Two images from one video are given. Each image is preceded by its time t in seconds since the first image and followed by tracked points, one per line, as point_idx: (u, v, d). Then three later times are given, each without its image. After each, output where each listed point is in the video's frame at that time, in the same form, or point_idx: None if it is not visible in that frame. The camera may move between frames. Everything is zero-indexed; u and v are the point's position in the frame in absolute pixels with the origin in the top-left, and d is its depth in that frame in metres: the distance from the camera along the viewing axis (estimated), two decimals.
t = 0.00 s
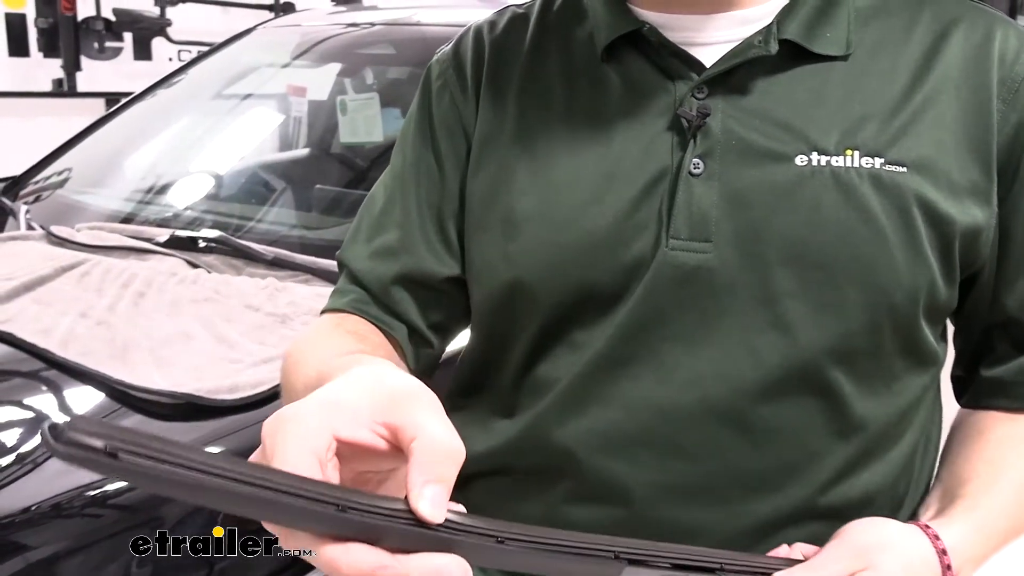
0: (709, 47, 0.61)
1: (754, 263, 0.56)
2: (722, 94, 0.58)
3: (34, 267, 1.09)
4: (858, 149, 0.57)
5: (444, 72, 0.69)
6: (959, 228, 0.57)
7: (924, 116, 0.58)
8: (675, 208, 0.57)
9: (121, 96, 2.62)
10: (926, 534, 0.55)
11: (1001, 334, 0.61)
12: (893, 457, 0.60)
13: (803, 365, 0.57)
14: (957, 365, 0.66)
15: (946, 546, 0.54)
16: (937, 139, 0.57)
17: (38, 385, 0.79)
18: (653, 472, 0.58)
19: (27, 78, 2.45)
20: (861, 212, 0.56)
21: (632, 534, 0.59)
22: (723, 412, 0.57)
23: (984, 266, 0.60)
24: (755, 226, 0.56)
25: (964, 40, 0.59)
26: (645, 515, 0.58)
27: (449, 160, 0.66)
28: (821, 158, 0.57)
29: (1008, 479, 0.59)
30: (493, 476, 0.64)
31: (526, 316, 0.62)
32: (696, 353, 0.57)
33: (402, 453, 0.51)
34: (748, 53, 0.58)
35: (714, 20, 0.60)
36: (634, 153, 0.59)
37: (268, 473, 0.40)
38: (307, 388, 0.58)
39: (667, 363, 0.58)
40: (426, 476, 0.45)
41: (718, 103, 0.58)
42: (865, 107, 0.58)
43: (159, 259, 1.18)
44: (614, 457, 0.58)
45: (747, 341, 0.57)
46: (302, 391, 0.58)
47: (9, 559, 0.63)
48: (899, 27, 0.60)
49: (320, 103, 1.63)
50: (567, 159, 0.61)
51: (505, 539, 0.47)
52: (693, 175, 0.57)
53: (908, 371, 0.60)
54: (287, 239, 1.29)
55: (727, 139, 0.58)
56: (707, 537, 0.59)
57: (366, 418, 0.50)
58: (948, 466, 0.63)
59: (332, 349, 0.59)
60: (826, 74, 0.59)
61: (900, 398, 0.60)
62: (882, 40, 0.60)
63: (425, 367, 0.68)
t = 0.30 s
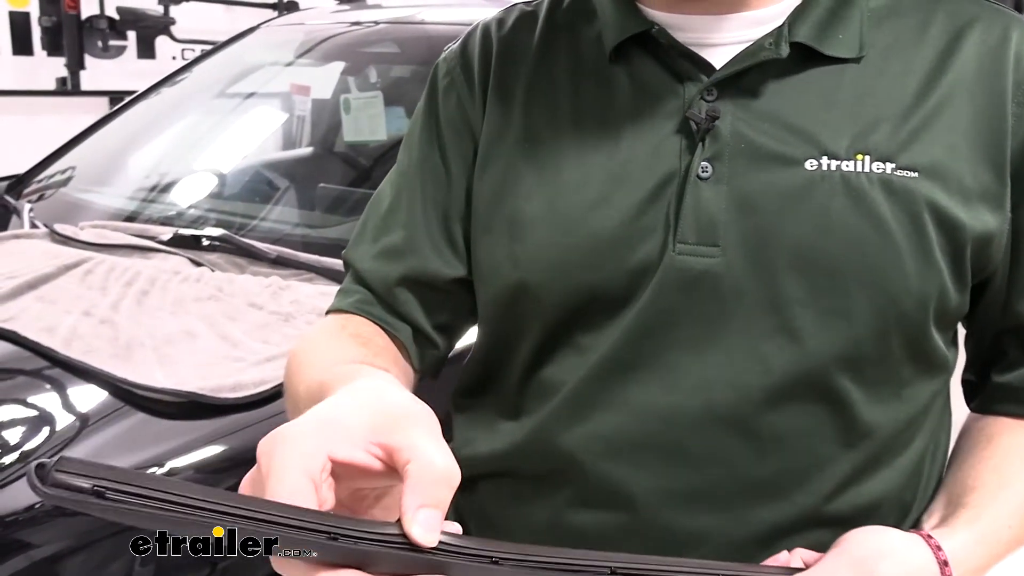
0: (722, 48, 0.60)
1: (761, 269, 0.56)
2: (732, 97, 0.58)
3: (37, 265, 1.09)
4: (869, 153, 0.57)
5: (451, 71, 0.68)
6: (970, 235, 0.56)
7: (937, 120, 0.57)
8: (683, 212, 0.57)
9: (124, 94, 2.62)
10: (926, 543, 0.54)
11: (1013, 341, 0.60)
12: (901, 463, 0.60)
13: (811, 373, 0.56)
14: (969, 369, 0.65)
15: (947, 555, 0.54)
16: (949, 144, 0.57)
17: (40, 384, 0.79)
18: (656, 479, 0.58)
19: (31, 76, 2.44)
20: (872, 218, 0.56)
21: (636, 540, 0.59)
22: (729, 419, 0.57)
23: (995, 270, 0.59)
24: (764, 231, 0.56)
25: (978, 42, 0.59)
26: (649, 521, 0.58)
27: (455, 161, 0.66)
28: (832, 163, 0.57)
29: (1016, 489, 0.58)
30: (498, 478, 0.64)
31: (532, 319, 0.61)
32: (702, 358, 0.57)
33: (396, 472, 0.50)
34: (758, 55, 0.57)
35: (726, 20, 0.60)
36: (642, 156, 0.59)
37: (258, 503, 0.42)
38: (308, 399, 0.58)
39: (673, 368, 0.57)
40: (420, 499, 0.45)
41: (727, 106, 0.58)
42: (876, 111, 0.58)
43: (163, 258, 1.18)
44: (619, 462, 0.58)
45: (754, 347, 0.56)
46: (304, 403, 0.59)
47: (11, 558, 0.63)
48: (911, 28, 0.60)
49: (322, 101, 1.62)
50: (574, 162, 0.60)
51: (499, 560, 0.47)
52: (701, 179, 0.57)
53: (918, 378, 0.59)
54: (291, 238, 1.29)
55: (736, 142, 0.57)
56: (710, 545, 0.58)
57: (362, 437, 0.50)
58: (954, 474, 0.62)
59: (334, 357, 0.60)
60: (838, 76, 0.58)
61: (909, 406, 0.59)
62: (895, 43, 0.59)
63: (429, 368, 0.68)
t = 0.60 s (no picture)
0: (731, 47, 0.59)
1: (769, 272, 0.56)
2: (742, 97, 0.58)
3: (38, 260, 1.08)
4: (880, 155, 0.56)
5: (458, 68, 0.68)
6: (983, 238, 0.56)
7: (950, 122, 0.57)
8: (690, 215, 0.56)
9: (126, 89, 2.62)
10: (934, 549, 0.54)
11: None
12: (910, 467, 0.59)
13: (818, 377, 0.56)
14: (983, 371, 0.65)
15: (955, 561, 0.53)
16: (961, 145, 0.56)
17: (42, 379, 0.79)
18: (661, 483, 0.57)
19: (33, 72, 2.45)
20: (882, 221, 0.55)
21: (641, 542, 0.58)
22: (735, 424, 0.56)
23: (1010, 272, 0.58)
24: (773, 233, 0.55)
25: (994, 42, 0.58)
26: (653, 523, 0.58)
27: (462, 158, 0.66)
28: (842, 165, 0.56)
29: None
30: (503, 477, 0.64)
31: (539, 319, 0.61)
32: (708, 362, 0.56)
33: (383, 479, 0.51)
34: (768, 54, 0.57)
35: (738, 18, 0.59)
36: (649, 156, 0.59)
37: (236, 513, 0.42)
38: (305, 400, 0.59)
39: (679, 372, 0.57)
40: (405, 505, 0.46)
41: (736, 106, 0.57)
42: (888, 111, 0.57)
43: (165, 253, 1.18)
44: (624, 464, 0.58)
45: (760, 351, 0.56)
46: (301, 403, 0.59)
47: (12, 551, 0.63)
48: (926, 26, 0.59)
49: (325, 98, 1.61)
50: (581, 164, 0.60)
51: (487, 565, 0.45)
52: (709, 180, 0.56)
53: (930, 384, 0.59)
54: (293, 234, 1.29)
55: (745, 143, 0.57)
56: (715, 549, 0.58)
57: (349, 443, 0.50)
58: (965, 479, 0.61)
59: (335, 357, 0.60)
60: (850, 75, 0.58)
61: (920, 412, 0.59)
62: (909, 41, 0.58)
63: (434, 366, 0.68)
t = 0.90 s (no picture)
0: (741, 36, 0.59)
1: (775, 259, 0.55)
2: (751, 85, 0.57)
3: (40, 249, 1.08)
4: (890, 143, 0.56)
5: (465, 56, 0.68)
6: (991, 229, 0.56)
7: (960, 111, 0.56)
8: (697, 201, 0.56)
9: (127, 80, 2.61)
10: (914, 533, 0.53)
11: None
12: (913, 458, 0.60)
13: (823, 364, 0.55)
14: (985, 364, 0.65)
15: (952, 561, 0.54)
16: (970, 135, 0.56)
17: (43, 368, 0.79)
18: (665, 469, 0.57)
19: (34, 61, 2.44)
20: (890, 209, 0.55)
21: (643, 530, 0.58)
22: (739, 411, 0.56)
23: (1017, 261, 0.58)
24: (780, 220, 0.55)
25: (1005, 32, 0.57)
26: (655, 510, 0.57)
27: (467, 146, 0.66)
28: (850, 153, 0.56)
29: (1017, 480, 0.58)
30: (504, 462, 0.64)
31: (544, 307, 0.61)
32: (712, 349, 0.56)
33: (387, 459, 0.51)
34: (778, 43, 0.56)
35: (750, 6, 0.58)
36: (656, 144, 0.58)
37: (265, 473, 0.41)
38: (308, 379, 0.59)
39: (684, 359, 0.57)
40: (405, 482, 0.46)
41: (746, 93, 0.57)
42: (898, 101, 0.57)
43: (167, 242, 1.17)
44: (627, 451, 0.57)
45: (765, 339, 0.55)
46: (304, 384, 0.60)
47: (17, 538, 0.64)
48: (937, 15, 0.58)
49: (328, 90, 1.59)
50: (587, 152, 0.60)
51: (485, 543, 0.46)
52: (717, 167, 0.56)
53: (932, 374, 0.59)
54: (294, 224, 1.28)
55: (753, 130, 0.56)
56: (717, 537, 0.58)
57: (355, 422, 0.50)
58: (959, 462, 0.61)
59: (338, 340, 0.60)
60: (859, 64, 0.57)
61: (924, 401, 0.59)
62: (921, 30, 0.58)
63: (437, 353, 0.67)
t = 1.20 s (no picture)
0: (741, 13, 0.58)
1: (775, 238, 0.55)
2: (752, 62, 0.57)
3: (42, 234, 1.08)
4: (891, 121, 0.55)
5: (466, 36, 0.68)
6: (993, 208, 0.55)
7: (962, 89, 0.56)
8: (696, 179, 0.56)
9: (126, 64, 2.61)
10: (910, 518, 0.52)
11: None
12: (915, 438, 0.60)
13: (822, 343, 0.55)
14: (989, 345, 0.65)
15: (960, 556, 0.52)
16: (973, 114, 0.56)
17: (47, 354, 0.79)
18: (664, 448, 0.57)
19: (33, 46, 2.44)
20: (891, 187, 0.55)
21: (643, 509, 0.58)
22: (737, 390, 0.56)
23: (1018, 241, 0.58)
24: (779, 198, 0.55)
25: (1009, 10, 0.57)
26: (655, 490, 0.58)
27: (467, 127, 0.66)
28: (851, 130, 0.55)
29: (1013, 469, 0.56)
30: (504, 443, 0.64)
31: (543, 288, 0.61)
32: (711, 329, 0.56)
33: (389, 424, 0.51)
34: (779, 20, 0.55)
35: None
36: (656, 123, 0.58)
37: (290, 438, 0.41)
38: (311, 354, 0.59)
39: (681, 338, 0.57)
40: (400, 447, 0.47)
41: (746, 71, 0.57)
42: (900, 79, 0.56)
43: (168, 228, 1.17)
44: (626, 430, 0.57)
45: (764, 319, 0.56)
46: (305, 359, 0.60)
47: (21, 523, 0.63)
48: None
49: (328, 73, 1.58)
50: (587, 133, 0.60)
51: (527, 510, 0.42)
52: (716, 146, 0.56)
53: (931, 351, 0.59)
54: (295, 208, 1.28)
55: (754, 108, 0.56)
56: (718, 515, 0.58)
57: (357, 388, 0.51)
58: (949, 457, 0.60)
59: (340, 316, 0.61)
60: (862, 41, 0.57)
61: (922, 381, 0.59)
62: (925, 7, 0.57)
63: (440, 335, 0.68)
